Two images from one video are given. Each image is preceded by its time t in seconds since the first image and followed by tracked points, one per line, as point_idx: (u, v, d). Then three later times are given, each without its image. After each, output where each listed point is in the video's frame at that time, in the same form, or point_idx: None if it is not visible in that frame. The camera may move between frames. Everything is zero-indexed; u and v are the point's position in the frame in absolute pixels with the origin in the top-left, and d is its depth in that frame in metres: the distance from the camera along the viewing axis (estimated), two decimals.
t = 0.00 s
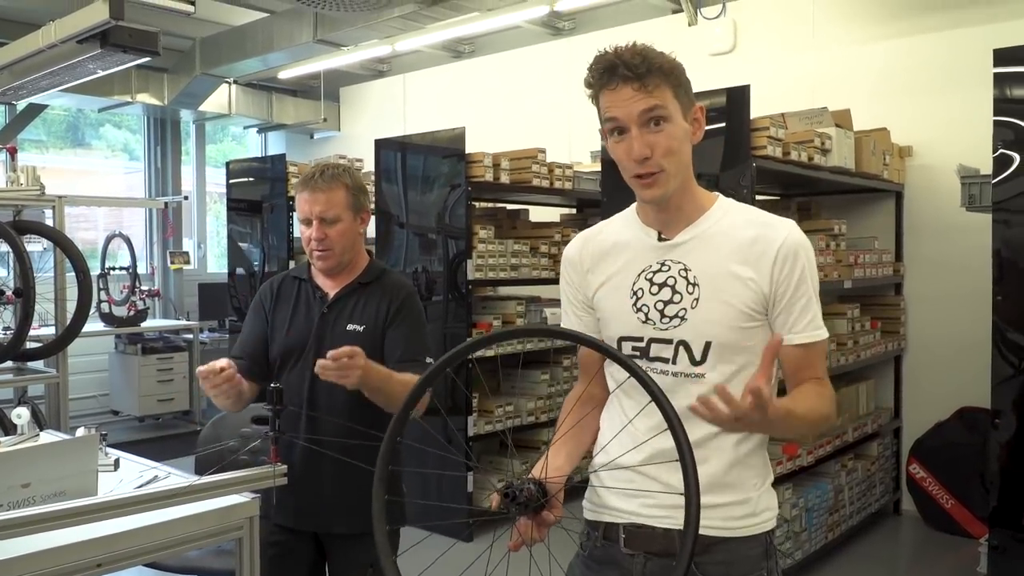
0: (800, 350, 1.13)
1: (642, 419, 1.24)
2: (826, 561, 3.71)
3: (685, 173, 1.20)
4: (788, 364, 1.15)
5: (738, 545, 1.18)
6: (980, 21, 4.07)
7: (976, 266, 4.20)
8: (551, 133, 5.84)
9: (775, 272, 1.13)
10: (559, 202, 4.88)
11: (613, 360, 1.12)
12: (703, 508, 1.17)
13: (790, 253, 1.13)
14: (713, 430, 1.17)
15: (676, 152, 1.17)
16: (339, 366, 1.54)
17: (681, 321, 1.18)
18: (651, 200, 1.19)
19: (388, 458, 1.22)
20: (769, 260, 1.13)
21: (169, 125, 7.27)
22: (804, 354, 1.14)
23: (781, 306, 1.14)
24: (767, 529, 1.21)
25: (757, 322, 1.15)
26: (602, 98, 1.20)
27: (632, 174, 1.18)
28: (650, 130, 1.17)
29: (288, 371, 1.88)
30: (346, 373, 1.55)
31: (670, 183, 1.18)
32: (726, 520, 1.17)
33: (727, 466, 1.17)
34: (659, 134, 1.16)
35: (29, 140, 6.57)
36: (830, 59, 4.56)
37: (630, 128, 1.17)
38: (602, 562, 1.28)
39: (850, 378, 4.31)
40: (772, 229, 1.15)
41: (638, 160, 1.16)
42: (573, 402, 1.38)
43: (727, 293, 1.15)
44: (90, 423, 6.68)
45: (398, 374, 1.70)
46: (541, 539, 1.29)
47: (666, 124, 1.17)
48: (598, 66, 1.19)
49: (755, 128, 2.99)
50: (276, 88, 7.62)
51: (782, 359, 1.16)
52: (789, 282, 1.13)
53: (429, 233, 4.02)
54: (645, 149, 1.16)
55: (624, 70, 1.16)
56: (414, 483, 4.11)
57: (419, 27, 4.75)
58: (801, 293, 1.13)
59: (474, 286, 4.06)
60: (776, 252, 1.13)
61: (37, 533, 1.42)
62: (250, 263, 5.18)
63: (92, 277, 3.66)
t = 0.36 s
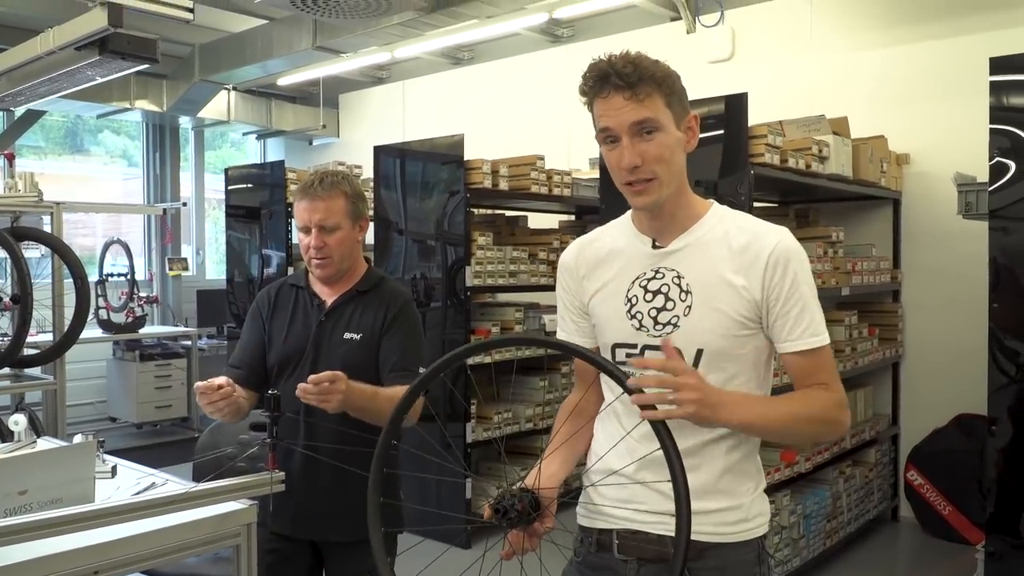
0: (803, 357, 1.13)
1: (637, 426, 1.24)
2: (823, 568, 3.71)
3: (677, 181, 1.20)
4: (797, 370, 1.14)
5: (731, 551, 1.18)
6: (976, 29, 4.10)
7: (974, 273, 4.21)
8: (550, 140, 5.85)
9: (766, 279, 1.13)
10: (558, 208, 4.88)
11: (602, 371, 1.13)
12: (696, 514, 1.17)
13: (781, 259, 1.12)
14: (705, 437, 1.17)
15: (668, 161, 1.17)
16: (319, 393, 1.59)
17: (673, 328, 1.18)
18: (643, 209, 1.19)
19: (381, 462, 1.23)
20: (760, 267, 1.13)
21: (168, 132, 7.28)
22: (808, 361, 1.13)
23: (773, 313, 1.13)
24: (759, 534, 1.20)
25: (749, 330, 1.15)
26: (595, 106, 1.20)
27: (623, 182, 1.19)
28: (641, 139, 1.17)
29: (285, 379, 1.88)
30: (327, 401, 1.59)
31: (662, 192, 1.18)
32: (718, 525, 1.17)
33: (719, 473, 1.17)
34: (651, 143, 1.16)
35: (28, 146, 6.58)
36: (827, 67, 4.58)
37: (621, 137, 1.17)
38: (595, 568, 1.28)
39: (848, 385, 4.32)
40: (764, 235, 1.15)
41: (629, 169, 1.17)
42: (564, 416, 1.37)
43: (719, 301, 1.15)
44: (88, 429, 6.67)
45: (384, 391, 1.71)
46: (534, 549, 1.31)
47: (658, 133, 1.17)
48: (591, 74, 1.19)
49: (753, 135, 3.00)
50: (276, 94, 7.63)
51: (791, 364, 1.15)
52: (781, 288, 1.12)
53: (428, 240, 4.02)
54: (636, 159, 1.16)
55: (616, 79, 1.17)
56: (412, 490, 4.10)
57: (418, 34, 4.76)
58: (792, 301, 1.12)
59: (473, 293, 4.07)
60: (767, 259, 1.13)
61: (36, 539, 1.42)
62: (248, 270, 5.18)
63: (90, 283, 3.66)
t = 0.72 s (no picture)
0: (801, 357, 1.12)
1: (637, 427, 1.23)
2: (821, 571, 3.70)
3: (676, 179, 1.19)
4: (796, 372, 1.13)
5: (728, 553, 1.17)
6: (974, 32, 4.10)
7: (972, 274, 4.22)
8: (549, 143, 5.85)
9: (764, 277, 1.12)
10: (556, 210, 4.87)
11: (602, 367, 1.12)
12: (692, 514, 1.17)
13: (779, 258, 1.12)
14: (703, 437, 1.16)
15: (665, 157, 1.16)
16: (314, 410, 1.58)
17: (672, 324, 1.18)
18: (640, 205, 1.19)
19: (388, 464, 1.22)
20: (758, 265, 1.13)
21: (167, 134, 7.27)
22: (808, 360, 1.12)
23: (773, 312, 1.13)
24: (755, 536, 1.20)
25: (749, 329, 1.15)
26: (594, 102, 1.20)
27: (620, 177, 1.19)
28: (638, 134, 1.16)
29: (283, 381, 1.88)
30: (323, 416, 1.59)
31: (659, 188, 1.17)
32: (715, 527, 1.16)
33: (716, 474, 1.17)
34: (648, 138, 1.16)
35: (26, 148, 6.57)
36: (826, 69, 4.59)
37: (619, 131, 1.17)
38: (591, 568, 1.27)
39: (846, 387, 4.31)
40: (763, 234, 1.14)
41: (625, 163, 1.16)
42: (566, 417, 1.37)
43: (718, 299, 1.15)
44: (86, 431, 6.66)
45: (381, 397, 1.70)
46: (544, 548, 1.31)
47: (656, 127, 1.16)
48: (591, 71, 1.19)
49: (752, 138, 3.00)
50: (275, 97, 7.63)
51: (787, 364, 1.14)
52: (780, 286, 1.12)
53: (426, 242, 4.02)
54: (633, 152, 1.15)
55: (615, 74, 1.17)
56: (410, 493, 4.09)
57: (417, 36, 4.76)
58: (790, 301, 1.11)
59: (472, 295, 4.06)
60: (765, 257, 1.12)
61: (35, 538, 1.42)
62: (246, 272, 5.17)
63: (89, 285, 3.65)
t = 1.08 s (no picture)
0: (814, 354, 1.11)
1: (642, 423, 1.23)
2: (825, 569, 3.70)
3: (689, 167, 1.20)
4: (810, 370, 1.13)
5: (731, 550, 1.17)
6: (979, 29, 4.09)
7: (977, 272, 4.21)
8: (552, 140, 5.84)
9: (778, 271, 1.12)
10: (559, 208, 4.87)
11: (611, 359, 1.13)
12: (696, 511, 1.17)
13: (794, 253, 1.11)
14: (708, 433, 1.17)
15: (679, 143, 1.17)
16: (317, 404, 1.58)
17: (681, 314, 1.18)
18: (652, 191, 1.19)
19: (401, 469, 1.23)
20: (772, 259, 1.12)
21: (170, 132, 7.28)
22: (824, 357, 1.12)
23: (785, 307, 1.12)
24: (759, 533, 1.20)
25: (759, 323, 1.15)
26: (612, 90, 1.22)
27: (633, 162, 1.19)
28: (652, 119, 1.17)
29: (288, 377, 1.88)
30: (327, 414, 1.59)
31: (671, 174, 1.18)
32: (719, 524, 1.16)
33: (721, 471, 1.17)
34: (662, 123, 1.17)
35: (30, 145, 6.59)
36: (830, 67, 4.58)
37: (633, 116, 1.18)
38: (591, 564, 1.27)
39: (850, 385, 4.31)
40: (778, 230, 1.14)
41: (637, 146, 1.17)
42: (573, 412, 1.38)
43: (729, 291, 1.15)
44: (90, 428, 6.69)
45: (386, 390, 1.71)
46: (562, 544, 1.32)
47: (670, 115, 1.17)
48: (611, 62, 1.22)
49: (756, 135, 2.99)
50: (278, 94, 7.63)
51: (801, 362, 1.14)
52: (794, 281, 1.11)
53: (429, 240, 4.02)
54: (645, 136, 1.16)
55: (633, 62, 1.19)
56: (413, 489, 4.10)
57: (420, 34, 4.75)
58: (804, 295, 1.11)
59: (475, 293, 4.06)
60: (779, 251, 1.12)
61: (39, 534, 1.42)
62: (249, 269, 5.18)
63: (93, 282, 3.65)
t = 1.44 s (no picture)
0: (827, 350, 1.12)
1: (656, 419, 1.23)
2: (829, 568, 3.70)
3: (706, 170, 1.20)
4: (819, 366, 1.13)
5: (748, 548, 1.17)
6: (984, 27, 4.08)
7: (981, 270, 4.20)
8: (555, 139, 5.84)
9: (795, 270, 1.12)
10: (563, 207, 4.87)
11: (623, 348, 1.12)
12: (712, 509, 1.17)
13: (812, 252, 1.12)
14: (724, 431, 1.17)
15: (697, 147, 1.17)
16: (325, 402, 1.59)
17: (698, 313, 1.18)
18: (669, 194, 1.20)
19: (410, 455, 1.19)
20: (790, 258, 1.12)
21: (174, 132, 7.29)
22: (834, 355, 1.13)
23: (801, 306, 1.13)
24: (775, 532, 1.20)
25: (776, 321, 1.15)
26: (629, 93, 1.21)
27: (650, 166, 1.19)
28: (670, 124, 1.17)
29: (293, 375, 1.89)
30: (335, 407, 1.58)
31: (689, 179, 1.18)
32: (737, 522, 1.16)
33: (738, 470, 1.17)
34: (679, 128, 1.17)
35: (34, 145, 6.60)
36: (834, 66, 4.57)
37: (651, 121, 1.18)
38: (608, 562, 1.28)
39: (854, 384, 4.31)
40: (795, 230, 1.14)
41: (656, 152, 1.17)
42: (594, 399, 1.37)
43: (746, 289, 1.15)
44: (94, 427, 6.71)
45: (393, 390, 1.71)
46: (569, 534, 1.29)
47: (687, 119, 1.17)
48: (628, 63, 1.21)
49: (760, 133, 2.99)
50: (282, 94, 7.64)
51: (811, 359, 1.14)
52: (811, 280, 1.12)
53: (433, 239, 4.02)
54: (664, 142, 1.17)
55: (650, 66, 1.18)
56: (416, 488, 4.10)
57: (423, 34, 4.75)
58: (821, 294, 1.11)
59: (478, 292, 4.06)
60: (796, 250, 1.12)
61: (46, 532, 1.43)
62: (253, 268, 5.19)
63: (97, 281, 3.66)
